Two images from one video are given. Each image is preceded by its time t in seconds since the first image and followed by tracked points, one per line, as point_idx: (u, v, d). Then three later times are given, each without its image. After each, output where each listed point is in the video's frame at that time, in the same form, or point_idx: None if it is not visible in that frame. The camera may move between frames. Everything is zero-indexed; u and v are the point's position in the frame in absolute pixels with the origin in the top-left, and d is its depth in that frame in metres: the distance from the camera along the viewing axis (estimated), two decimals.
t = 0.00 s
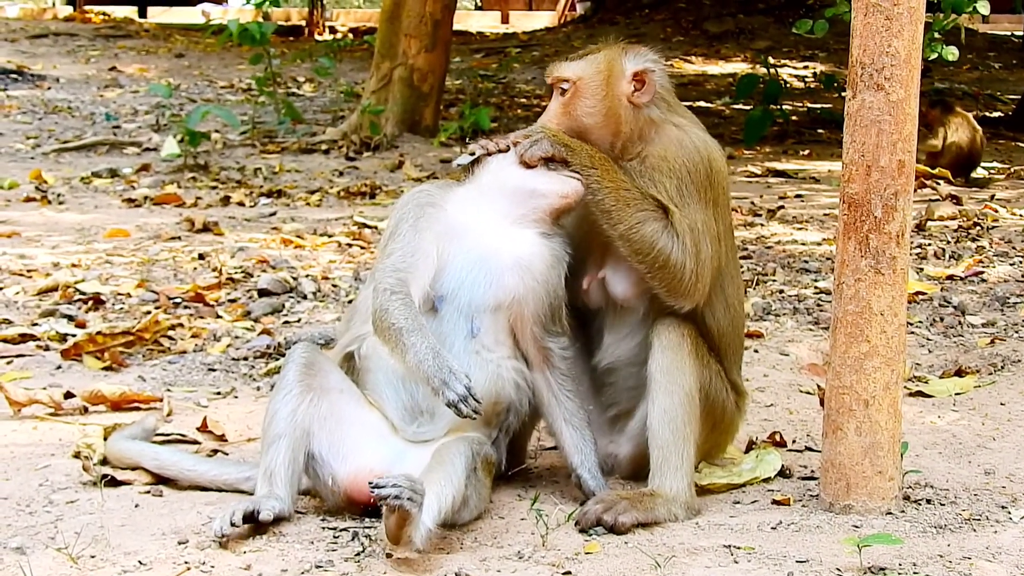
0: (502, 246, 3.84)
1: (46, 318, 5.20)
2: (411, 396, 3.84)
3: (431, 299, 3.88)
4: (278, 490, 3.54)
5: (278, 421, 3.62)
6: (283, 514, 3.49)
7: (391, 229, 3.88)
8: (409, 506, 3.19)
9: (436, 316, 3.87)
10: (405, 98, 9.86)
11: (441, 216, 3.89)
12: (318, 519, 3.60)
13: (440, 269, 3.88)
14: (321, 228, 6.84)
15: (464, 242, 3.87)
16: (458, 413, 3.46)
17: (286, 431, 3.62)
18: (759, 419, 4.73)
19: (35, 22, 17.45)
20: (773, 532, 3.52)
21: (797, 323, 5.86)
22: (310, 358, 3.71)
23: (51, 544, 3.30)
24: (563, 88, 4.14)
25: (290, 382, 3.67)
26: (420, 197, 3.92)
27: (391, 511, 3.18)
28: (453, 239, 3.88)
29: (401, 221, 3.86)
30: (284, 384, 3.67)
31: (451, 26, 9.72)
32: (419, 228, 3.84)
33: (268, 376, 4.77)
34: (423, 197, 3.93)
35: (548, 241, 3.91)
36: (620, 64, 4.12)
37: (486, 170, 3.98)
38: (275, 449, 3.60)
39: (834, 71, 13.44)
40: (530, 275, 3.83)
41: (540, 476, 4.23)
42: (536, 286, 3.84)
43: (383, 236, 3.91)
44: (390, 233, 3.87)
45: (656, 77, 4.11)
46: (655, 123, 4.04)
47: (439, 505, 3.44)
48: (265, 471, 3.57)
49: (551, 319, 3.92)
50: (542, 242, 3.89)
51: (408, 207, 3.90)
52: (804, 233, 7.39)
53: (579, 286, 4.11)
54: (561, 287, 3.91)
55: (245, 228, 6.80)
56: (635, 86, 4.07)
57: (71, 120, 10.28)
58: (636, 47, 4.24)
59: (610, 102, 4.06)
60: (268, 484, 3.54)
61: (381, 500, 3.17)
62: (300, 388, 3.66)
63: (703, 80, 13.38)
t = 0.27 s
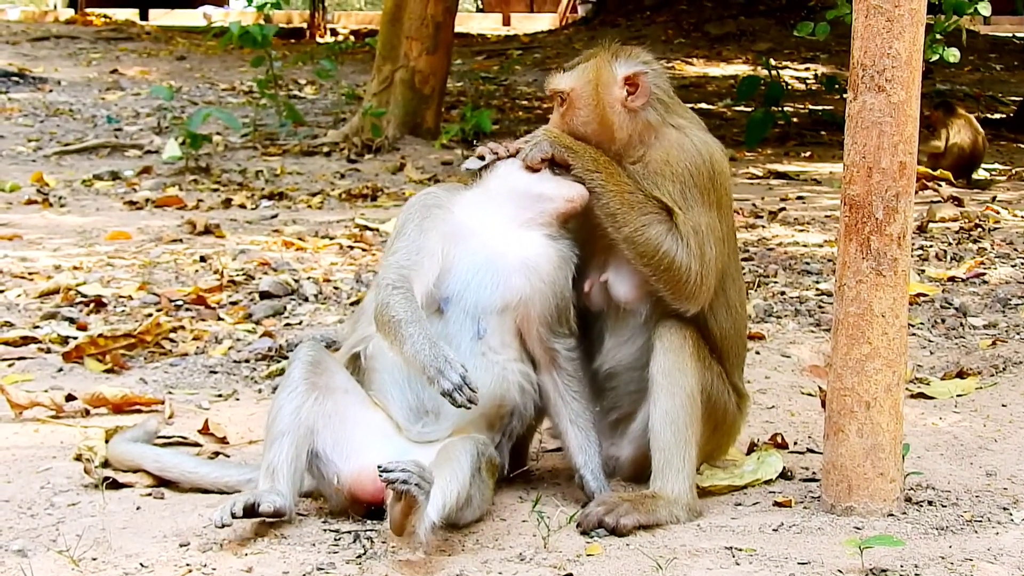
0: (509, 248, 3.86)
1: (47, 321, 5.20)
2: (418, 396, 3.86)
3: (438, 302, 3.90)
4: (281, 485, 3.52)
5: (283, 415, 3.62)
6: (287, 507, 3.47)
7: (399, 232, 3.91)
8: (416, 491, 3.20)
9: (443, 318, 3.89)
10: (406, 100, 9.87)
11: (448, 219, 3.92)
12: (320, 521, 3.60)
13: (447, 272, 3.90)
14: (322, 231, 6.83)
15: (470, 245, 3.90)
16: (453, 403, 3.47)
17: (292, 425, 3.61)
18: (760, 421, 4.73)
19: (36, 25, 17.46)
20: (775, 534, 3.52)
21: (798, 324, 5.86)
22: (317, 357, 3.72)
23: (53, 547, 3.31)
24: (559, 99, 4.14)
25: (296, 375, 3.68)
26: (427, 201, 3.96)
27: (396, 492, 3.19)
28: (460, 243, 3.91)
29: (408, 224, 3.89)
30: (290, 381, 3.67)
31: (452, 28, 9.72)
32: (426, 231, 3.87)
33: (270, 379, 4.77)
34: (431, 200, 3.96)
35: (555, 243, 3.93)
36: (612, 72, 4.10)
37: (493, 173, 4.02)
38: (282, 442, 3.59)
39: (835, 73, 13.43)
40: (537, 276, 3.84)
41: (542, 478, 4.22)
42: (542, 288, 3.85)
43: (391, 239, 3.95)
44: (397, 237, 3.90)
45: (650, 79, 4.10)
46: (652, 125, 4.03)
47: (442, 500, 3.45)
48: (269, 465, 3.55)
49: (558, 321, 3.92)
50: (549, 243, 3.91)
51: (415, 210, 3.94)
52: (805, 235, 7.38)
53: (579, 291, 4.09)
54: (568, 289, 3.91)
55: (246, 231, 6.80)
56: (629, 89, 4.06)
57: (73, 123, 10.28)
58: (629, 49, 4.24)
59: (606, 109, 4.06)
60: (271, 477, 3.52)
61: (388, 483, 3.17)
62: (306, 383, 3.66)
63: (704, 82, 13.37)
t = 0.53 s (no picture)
0: (523, 253, 3.87)
1: (47, 323, 5.20)
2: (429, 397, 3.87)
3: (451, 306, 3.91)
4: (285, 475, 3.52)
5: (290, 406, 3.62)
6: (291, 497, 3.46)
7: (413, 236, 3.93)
8: (436, 473, 3.28)
9: (456, 321, 3.90)
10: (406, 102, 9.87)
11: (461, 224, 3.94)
12: (319, 522, 3.60)
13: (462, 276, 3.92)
14: (322, 233, 6.84)
15: (484, 250, 3.92)
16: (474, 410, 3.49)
17: (299, 417, 3.61)
18: (760, 423, 4.73)
19: (37, 27, 17.48)
20: (774, 536, 3.52)
21: (798, 326, 5.86)
22: (326, 354, 3.72)
23: (52, 549, 3.31)
24: (567, 101, 4.16)
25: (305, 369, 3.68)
26: (442, 207, 3.98)
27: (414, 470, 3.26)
28: (475, 247, 3.93)
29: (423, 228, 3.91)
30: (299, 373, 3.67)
31: (452, 31, 9.73)
32: (440, 235, 3.89)
33: (269, 380, 4.77)
34: (446, 206, 3.98)
35: (566, 247, 3.96)
36: (620, 72, 4.12)
37: (503, 181, 4.04)
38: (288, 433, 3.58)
39: (835, 75, 13.44)
40: (550, 281, 3.85)
41: (542, 480, 4.22)
42: (555, 291, 3.86)
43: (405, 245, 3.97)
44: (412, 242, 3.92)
45: (657, 80, 4.11)
46: (658, 126, 4.03)
47: (455, 490, 3.47)
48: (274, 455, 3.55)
49: (570, 324, 3.93)
50: (561, 247, 3.93)
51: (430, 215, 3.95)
52: (805, 237, 7.38)
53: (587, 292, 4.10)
54: (580, 292, 3.93)
55: (246, 233, 6.80)
56: (637, 90, 4.07)
57: (73, 125, 10.29)
58: (636, 51, 4.25)
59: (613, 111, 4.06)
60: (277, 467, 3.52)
61: (409, 463, 3.24)
62: (314, 376, 3.65)
63: (704, 84, 13.38)
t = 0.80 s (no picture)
0: (544, 263, 3.91)
1: (48, 326, 5.20)
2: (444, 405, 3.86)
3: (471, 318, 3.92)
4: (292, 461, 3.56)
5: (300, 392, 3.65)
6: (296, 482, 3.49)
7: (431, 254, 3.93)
8: (442, 448, 3.28)
9: (475, 330, 3.91)
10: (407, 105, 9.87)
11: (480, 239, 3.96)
12: (321, 525, 3.60)
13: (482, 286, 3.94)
14: (323, 235, 6.83)
15: (504, 263, 3.94)
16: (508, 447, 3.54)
17: (308, 403, 3.63)
18: (762, 425, 4.73)
19: (37, 29, 17.47)
20: (775, 539, 3.52)
21: (799, 329, 5.85)
22: (340, 348, 3.74)
23: (53, 552, 3.30)
24: (572, 100, 4.12)
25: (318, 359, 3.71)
26: (460, 223, 3.98)
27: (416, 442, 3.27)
28: (495, 262, 3.95)
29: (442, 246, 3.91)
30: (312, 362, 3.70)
31: (453, 33, 9.73)
32: (461, 254, 3.89)
33: (271, 383, 4.76)
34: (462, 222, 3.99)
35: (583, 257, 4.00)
36: (626, 74, 4.10)
37: (515, 190, 4.05)
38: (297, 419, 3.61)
39: (836, 77, 13.44)
40: (570, 291, 3.89)
41: (544, 482, 4.22)
42: (575, 301, 3.90)
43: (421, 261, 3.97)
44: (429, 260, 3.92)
45: (664, 81, 4.09)
46: (665, 127, 4.02)
47: (460, 474, 3.46)
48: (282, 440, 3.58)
49: (589, 333, 3.98)
50: (578, 258, 3.97)
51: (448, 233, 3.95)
52: (806, 239, 7.38)
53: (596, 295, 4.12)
54: (598, 302, 3.97)
55: (247, 235, 6.80)
56: (644, 92, 4.05)
57: (74, 127, 10.29)
58: (642, 51, 4.23)
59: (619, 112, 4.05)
60: (284, 451, 3.56)
61: (415, 434, 3.26)
62: (326, 366, 3.68)
63: (705, 87, 13.38)
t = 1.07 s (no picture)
0: (561, 276, 3.95)
1: (48, 327, 5.20)
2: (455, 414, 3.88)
3: (489, 328, 3.97)
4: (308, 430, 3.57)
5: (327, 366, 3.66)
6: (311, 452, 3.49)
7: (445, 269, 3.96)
8: (494, 448, 3.27)
9: (495, 340, 3.95)
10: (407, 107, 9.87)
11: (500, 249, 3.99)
12: (321, 527, 3.60)
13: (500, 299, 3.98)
14: (324, 237, 6.83)
15: (521, 277, 3.98)
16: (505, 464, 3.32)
17: (334, 379, 3.64)
18: (762, 428, 4.72)
19: (38, 31, 17.48)
20: (776, 541, 3.53)
21: (800, 331, 5.85)
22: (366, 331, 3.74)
23: (53, 553, 3.31)
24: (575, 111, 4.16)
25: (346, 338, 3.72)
26: (474, 238, 4.00)
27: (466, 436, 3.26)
28: (511, 276, 3.98)
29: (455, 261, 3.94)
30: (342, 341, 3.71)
31: (454, 35, 9.74)
32: (478, 271, 3.92)
33: (271, 385, 4.76)
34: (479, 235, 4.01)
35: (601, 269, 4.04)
36: (626, 82, 4.11)
37: (524, 205, 4.05)
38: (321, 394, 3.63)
39: (837, 80, 13.44)
40: (588, 304, 3.95)
41: (545, 484, 4.22)
42: (593, 314, 3.97)
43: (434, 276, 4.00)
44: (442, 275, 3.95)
45: (663, 89, 4.09)
46: (664, 135, 4.02)
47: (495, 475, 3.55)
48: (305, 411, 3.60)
49: (606, 345, 4.06)
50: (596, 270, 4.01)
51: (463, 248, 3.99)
52: (806, 241, 7.38)
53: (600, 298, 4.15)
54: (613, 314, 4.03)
55: (248, 237, 6.80)
56: (640, 102, 4.06)
57: (75, 129, 10.30)
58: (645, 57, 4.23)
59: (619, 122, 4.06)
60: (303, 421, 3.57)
61: (468, 433, 3.25)
62: (353, 346, 3.69)
63: (705, 89, 13.38)
